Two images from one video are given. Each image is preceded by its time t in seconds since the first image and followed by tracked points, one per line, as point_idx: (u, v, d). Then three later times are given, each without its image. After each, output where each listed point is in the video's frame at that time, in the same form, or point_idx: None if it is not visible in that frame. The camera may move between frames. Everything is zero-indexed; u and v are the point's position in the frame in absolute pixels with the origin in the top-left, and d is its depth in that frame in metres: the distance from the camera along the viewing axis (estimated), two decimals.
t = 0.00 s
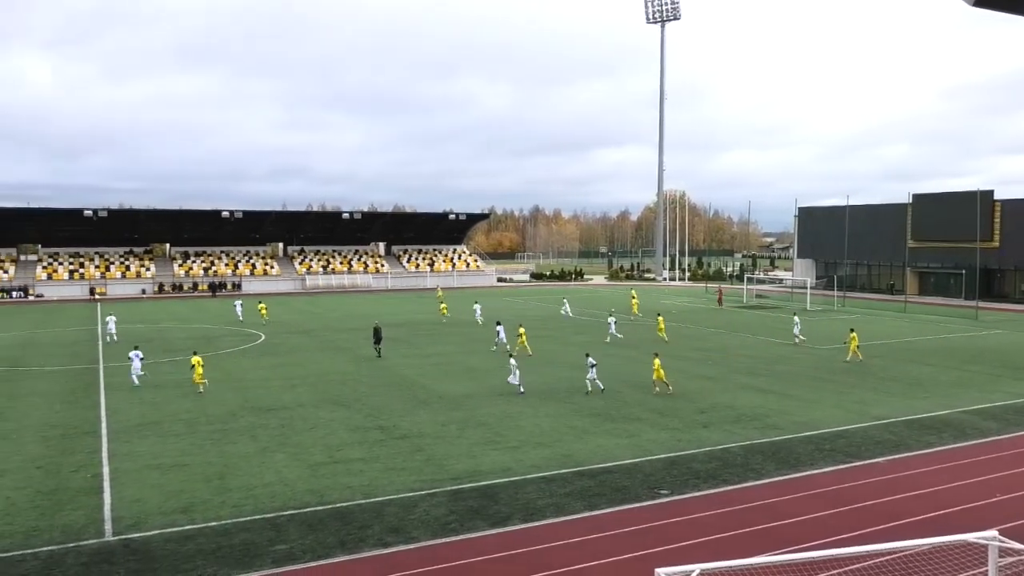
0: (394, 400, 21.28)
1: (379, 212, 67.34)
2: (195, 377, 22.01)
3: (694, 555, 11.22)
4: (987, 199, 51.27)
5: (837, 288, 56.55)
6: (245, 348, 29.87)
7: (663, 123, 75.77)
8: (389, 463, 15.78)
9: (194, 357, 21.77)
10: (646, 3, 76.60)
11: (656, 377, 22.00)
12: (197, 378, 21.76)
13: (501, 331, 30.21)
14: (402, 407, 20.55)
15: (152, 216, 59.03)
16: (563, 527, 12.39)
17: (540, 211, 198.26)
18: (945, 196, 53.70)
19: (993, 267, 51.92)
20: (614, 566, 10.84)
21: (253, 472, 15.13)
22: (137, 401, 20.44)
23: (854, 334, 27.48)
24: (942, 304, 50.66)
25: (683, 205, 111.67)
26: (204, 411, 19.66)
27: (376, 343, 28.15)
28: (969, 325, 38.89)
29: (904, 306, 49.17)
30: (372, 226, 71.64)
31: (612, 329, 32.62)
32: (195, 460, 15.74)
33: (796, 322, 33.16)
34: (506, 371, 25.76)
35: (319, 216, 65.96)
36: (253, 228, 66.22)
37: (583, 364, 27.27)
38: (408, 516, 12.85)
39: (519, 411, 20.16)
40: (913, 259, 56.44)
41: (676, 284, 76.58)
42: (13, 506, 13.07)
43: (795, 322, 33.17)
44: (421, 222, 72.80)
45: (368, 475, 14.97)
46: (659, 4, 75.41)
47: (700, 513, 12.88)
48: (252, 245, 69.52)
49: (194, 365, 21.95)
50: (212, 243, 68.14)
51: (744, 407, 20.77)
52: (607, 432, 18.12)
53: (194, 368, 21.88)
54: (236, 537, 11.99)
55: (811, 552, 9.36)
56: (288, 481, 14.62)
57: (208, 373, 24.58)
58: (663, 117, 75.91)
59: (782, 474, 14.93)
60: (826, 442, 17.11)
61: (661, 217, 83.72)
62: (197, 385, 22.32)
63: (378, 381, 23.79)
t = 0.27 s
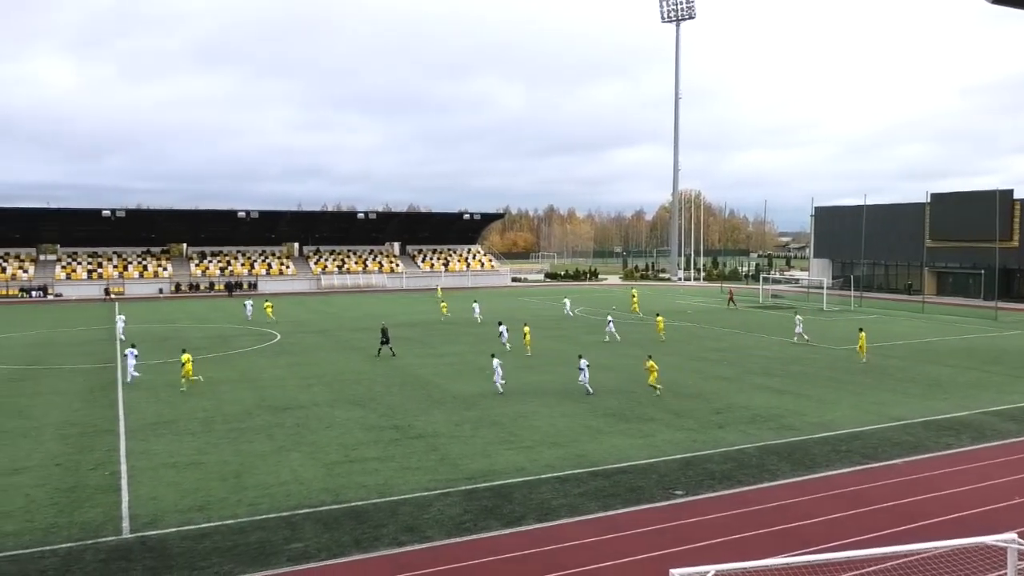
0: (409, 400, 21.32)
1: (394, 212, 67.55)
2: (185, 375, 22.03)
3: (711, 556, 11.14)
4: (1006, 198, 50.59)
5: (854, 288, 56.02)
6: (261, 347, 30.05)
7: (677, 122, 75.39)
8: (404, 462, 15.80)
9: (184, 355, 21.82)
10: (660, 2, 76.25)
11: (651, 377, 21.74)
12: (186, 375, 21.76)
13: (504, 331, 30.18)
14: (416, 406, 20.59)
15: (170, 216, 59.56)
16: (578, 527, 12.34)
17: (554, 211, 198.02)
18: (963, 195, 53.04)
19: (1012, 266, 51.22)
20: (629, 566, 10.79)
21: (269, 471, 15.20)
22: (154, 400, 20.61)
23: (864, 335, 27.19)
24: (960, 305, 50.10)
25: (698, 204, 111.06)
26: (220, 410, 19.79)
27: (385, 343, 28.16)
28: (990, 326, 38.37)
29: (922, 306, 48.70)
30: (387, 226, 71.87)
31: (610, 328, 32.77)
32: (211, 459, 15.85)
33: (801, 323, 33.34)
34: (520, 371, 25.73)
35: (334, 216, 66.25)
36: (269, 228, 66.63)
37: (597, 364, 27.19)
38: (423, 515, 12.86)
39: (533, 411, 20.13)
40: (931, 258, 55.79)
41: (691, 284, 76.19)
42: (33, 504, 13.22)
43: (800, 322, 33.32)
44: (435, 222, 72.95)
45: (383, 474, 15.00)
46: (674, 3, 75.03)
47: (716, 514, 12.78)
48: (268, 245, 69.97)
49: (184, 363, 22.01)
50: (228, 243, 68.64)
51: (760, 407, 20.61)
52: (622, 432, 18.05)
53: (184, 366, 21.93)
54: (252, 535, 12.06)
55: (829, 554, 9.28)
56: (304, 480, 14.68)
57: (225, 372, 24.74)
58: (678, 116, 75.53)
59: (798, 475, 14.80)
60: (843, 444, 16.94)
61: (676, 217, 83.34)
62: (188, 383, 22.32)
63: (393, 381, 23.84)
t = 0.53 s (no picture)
0: (418, 399, 21.35)
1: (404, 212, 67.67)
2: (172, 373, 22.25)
3: (722, 556, 11.08)
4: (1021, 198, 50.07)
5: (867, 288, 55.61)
6: (272, 347, 30.17)
7: (689, 122, 75.11)
8: (414, 461, 15.81)
9: (172, 352, 22.03)
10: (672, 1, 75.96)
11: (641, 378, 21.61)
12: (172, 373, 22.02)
13: (500, 331, 30.42)
14: (426, 406, 20.59)
15: (182, 216, 59.93)
16: (588, 527, 12.31)
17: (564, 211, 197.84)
18: (977, 195, 52.55)
19: None
20: (640, 566, 10.75)
21: (279, 470, 15.25)
22: (166, 399, 20.74)
23: (868, 338, 27.02)
24: (974, 305, 49.66)
25: (709, 204, 110.54)
26: (232, 409, 19.88)
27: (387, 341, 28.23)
28: (1004, 326, 38.00)
29: (935, 306, 48.30)
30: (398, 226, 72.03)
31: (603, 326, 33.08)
32: (223, 458, 15.92)
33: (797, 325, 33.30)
34: (530, 371, 25.70)
35: (344, 216, 66.45)
36: (281, 228, 66.94)
37: (607, 364, 27.13)
38: (434, 515, 12.87)
39: (543, 411, 20.09)
40: (944, 258, 55.32)
41: (702, 284, 75.91)
42: (47, 502, 13.33)
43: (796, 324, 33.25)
44: (446, 222, 73.03)
45: (394, 474, 15.00)
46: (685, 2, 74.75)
47: (726, 514, 12.72)
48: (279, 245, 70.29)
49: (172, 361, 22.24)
50: (240, 244, 68.99)
51: (772, 407, 20.50)
52: (633, 432, 17.99)
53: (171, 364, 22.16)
54: (263, 534, 12.09)
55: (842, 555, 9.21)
56: (315, 479, 14.72)
57: (236, 371, 24.86)
58: (689, 115, 75.25)
59: (809, 475, 14.69)
60: (854, 444, 16.80)
61: (687, 216, 83.00)
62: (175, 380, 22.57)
63: (403, 380, 23.86)
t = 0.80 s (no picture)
0: (425, 399, 21.36)
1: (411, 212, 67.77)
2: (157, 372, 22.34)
3: (728, 556, 11.04)
4: None
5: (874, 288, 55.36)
6: (279, 346, 30.24)
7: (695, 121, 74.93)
8: (420, 461, 15.82)
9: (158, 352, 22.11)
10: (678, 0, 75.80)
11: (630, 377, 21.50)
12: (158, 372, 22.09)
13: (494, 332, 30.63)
14: (433, 406, 20.61)
15: (190, 216, 60.16)
16: (594, 527, 12.28)
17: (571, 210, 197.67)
18: (986, 194, 52.22)
19: None
20: (647, 566, 10.74)
21: (286, 469, 15.28)
22: (173, 398, 20.82)
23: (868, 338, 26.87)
24: (982, 305, 49.40)
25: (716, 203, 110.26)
26: (239, 408, 19.94)
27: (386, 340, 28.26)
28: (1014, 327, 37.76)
29: (943, 306, 48.06)
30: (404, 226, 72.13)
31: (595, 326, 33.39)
32: (230, 457, 15.96)
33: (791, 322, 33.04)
34: (537, 371, 25.68)
35: (351, 216, 66.58)
36: (288, 228, 67.14)
37: (614, 364, 27.09)
38: (440, 514, 12.87)
39: (550, 411, 20.08)
40: (952, 258, 55.03)
41: (709, 284, 75.73)
42: (55, 500, 13.40)
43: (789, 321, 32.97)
44: (452, 222, 73.08)
45: (400, 473, 15.01)
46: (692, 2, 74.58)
47: (733, 514, 12.68)
48: (286, 245, 70.49)
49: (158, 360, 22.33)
50: (248, 244, 69.21)
51: (779, 407, 20.42)
52: (639, 432, 17.96)
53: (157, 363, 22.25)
54: (270, 533, 12.12)
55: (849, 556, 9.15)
56: (321, 479, 14.74)
57: (243, 371, 24.93)
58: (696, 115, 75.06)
59: (816, 476, 14.63)
60: (861, 445, 16.72)
61: (694, 216, 82.73)
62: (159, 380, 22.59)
63: (410, 380, 23.88)
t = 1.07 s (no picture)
0: (435, 399, 21.38)
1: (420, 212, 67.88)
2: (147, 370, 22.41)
3: (739, 557, 10.97)
4: None
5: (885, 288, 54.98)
6: (290, 346, 30.34)
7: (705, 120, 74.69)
8: (431, 461, 15.81)
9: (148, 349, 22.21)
10: None
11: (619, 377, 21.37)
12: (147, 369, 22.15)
13: (490, 330, 30.92)
14: (444, 405, 20.63)
15: (201, 216, 60.49)
16: (604, 526, 12.25)
17: (580, 209, 197.55)
18: (999, 193, 51.76)
19: None
20: (659, 566, 10.70)
21: (296, 469, 15.31)
22: (184, 397, 20.92)
23: (870, 337, 26.65)
24: (995, 305, 48.98)
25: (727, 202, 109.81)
26: (250, 408, 20.02)
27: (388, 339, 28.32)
28: None
29: (956, 306, 47.68)
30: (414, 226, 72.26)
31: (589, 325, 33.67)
32: (240, 456, 16.03)
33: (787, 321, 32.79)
34: (547, 371, 25.65)
35: (361, 216, 66.77)
36: (298, 228, 67.39)
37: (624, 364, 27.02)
38: (450, 514, 12.86)
39: (559, 411, 20.05)
40: (964, 258, 54.57)
41: (719, 284, 75.45)
42: (67, 498, 13.49)
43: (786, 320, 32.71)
44: (462, 222, 73.14)
45: (410, 473, 15.03)
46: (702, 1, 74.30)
47: (743, 515, 12.61)
48: (297, 245, 70.77)
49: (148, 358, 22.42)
50: (258, 243, 69.52)
51: (789, 408, 20.31)
52: (649, 432, 17.90)
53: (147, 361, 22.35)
54: (280, 532, 12.15)
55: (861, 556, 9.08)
56: (331, 478, 14.76)
57: (254, 370, 25.04)
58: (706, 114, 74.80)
59: (827, 476, 14.52)
60: (872, 445, 16.60)
61: (704, 215, 82.41)
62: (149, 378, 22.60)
63: (420, 380, 23.89)
